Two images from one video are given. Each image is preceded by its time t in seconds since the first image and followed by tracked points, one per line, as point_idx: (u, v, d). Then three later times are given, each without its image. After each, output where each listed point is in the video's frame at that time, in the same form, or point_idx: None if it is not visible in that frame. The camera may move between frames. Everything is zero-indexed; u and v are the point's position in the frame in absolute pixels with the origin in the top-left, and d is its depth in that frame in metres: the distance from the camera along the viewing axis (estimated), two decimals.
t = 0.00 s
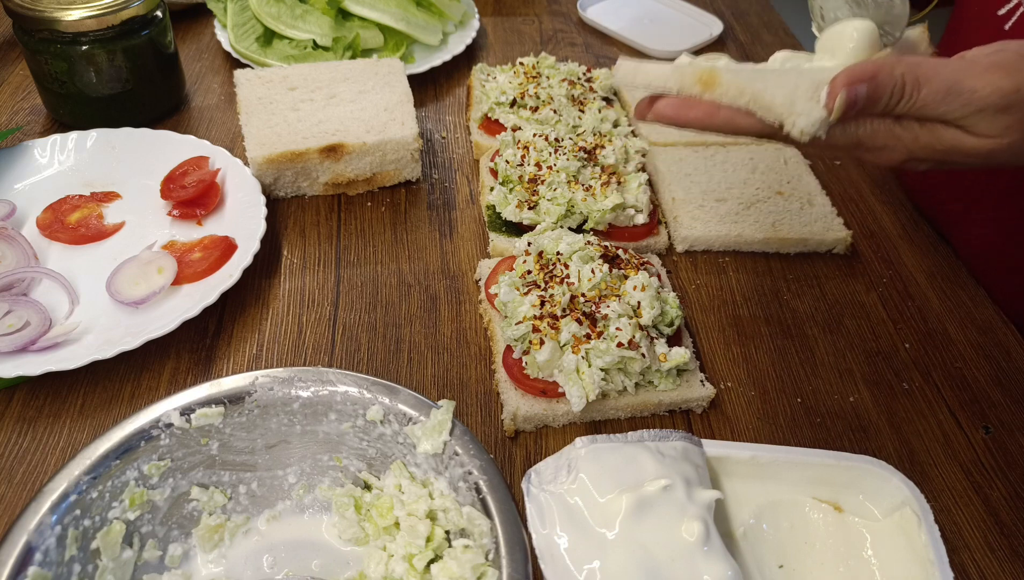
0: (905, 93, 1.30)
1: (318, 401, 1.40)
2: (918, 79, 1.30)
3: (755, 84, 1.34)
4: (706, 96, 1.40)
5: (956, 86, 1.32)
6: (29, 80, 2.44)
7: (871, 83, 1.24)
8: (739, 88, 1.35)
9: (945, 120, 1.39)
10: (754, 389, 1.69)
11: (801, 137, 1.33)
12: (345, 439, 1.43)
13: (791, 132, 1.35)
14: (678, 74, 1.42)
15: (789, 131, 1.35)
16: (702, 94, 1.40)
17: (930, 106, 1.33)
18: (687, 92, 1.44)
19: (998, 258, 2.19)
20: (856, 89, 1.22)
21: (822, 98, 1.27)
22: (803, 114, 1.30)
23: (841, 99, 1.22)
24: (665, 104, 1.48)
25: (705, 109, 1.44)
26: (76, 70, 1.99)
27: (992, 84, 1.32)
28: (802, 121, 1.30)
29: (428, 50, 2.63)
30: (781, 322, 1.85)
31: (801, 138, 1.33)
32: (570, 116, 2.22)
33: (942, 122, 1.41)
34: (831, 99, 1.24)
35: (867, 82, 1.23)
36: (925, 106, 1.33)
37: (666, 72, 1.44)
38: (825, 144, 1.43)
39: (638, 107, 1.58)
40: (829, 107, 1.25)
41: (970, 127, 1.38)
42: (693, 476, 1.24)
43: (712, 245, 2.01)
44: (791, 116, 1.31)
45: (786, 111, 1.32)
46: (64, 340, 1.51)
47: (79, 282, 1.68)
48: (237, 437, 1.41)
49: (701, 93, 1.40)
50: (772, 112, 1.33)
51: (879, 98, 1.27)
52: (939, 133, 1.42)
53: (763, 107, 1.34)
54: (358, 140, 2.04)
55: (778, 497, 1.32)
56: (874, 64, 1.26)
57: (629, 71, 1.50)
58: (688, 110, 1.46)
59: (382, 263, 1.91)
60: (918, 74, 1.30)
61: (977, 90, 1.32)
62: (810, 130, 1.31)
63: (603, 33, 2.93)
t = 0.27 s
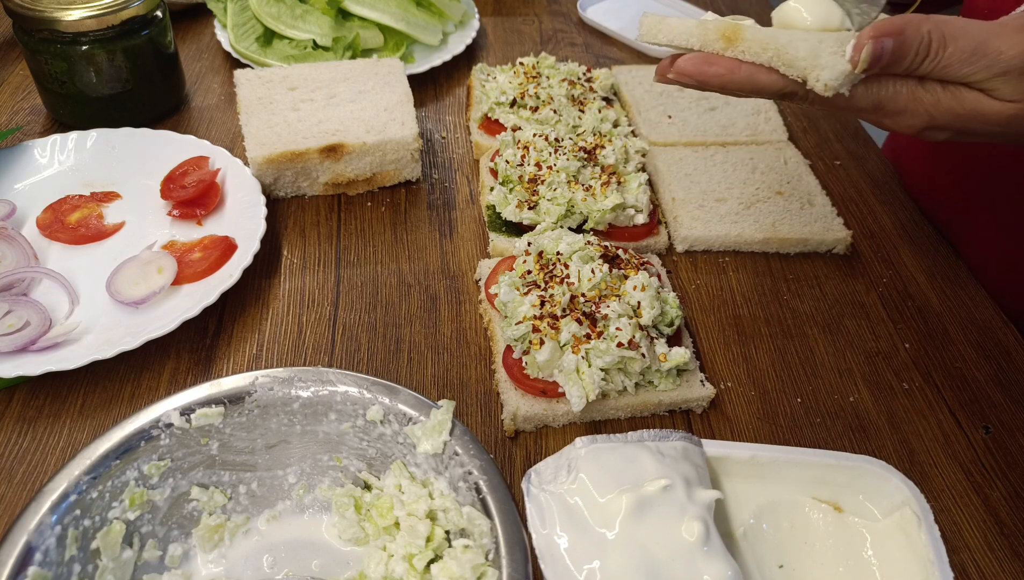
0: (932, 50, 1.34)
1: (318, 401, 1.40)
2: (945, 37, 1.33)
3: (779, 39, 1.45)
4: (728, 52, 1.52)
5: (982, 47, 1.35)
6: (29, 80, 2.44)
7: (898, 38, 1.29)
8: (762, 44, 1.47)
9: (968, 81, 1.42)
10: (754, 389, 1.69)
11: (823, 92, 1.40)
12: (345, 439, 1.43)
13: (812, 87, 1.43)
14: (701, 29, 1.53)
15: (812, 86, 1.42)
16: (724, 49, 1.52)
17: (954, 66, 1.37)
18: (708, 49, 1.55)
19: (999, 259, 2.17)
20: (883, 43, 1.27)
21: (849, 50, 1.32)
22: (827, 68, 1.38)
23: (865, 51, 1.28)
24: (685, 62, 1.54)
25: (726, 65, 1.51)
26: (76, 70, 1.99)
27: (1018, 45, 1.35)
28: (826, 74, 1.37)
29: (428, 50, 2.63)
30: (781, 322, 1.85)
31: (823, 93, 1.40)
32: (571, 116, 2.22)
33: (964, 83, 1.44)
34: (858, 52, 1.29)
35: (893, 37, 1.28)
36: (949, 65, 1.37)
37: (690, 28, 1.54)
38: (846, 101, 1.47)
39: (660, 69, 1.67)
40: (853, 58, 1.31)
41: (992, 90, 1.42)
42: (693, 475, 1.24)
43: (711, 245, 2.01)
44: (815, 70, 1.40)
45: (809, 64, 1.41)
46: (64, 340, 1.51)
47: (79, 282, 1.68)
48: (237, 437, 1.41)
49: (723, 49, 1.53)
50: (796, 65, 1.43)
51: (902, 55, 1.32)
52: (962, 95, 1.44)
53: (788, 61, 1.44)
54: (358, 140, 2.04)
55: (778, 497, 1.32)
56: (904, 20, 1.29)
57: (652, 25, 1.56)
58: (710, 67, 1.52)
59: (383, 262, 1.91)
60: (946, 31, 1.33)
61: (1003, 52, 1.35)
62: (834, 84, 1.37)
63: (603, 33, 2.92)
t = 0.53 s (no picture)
0: (946, 63, 1.36)
1: (318, 401, 1.40)
2: (960, 50, 1.35)
3: (794, 49, 1.42)
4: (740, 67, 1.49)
5: (997, 60, 1.37)
6: (29, 80, 2.44)
7: (913, 50, 1.30)
8: (776, 56, 1.44)
9: (983, 95, 1.44)
10: (754, 389, 1.69)
11: (843, 103, 1.36)
12: (345, 439, 1.43)
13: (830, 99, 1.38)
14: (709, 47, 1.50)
15: (831, 98, 1.38)
16: (736, 65, 1.49)
17: (969, 79, 1.39)
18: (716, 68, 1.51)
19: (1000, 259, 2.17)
20: (899, 55, 1.28)
21: (865, 63, 1.33)
22: (847, 79, 1.34)
23: (883, 63, 1.29)
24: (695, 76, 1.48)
25: (740, 78, 1.45)
26: (76, 70, 1.99)
27: None
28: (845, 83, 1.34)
29: (428, 50, 2.63)
30: (781, 322, 1.85)
31: (842, 105, 1.36)
32: (571, 116, 2.22)
33: (978, 99, 1.46)
34: (874, 64, 1.30)
35: (909, 48, 1.29)
36: (965, 78, 1.39)
37: (696, 49, 1.52)
38: (864, 118, 1.49)
39: (659, 93, 1.65)
40: (870, 72, 1.32)
41: (1006, 103, 1.44)
42: (693, 475, 1.24)
43: (711, 245, 2.01)
44: (835, 80, 1.36)
45: (828, 74, 1.37)
46: (64, 340, 1.51)
47: (79, 282, 1.68)
48: (237, 437, 1.41)
49: (735, 64, 1.49)
50: (814, 77, 1.40)
51: (918, 67, 1.33)
52: (976, 109, 1.46)
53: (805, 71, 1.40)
54: (358, 140, 2.04)
55: (778, 497, 1.32)
56: (919, 32, 1.31)
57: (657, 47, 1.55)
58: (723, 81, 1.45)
59: (382, 263, 1.91)
60: (960, 44, 1.35)
61: (1016, 64, 1.38)
62: (855, 96, 1.34)
63: (602, 33, 2.93)
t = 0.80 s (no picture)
0: (953, 75, 1.34)
1: (318, 401, 1.40)
2: (967, 62, 1.34)
3: (806, 59, 1.37)
4: (750, 74, 1.43)
5: (1004, 72, 1.36)
6: (29, 80, 2.44)
7: (922, 63, 1.28)
8: (788, 65, 1.39)
9: (988, 106, 1.43)
10: (754, 389, 1.69)
11: (854, 115, 1.35)
12: (345, 439, 1.43)
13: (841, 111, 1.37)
14: (719, 52, 1.42)
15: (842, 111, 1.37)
16: (745, 72, 1.43)
17: (976, 91, 1.38)
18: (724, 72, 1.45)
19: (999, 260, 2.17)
20: (910, 68, 1.26)
21: (875, 77, 1.30)
22: (860, 92, 1.32)
23: (898, 75, 1.26)
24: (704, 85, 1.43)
25: (751, 88, 1.42)
26: (76, 70, 1.99)
27: None
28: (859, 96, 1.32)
29: (428, 50, 2.63)
30: (781, 322, 1.85)
31: (853, 117, 1.36)
32: (570, 116, 2.22)
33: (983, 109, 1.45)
34: (886, 77, 1.27)
35: (919, 60, 1.28)
36: (972, 89, 1.38)
37: (704, 51, 1.43)
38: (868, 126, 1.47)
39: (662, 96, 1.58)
40: (882, 85, 1.29)
41: (1014, 112, 1.44)
42: (693, 475, 1.24)
43: (711, 245, 2.01)
44: (847, 93, 1.33)
45: (841, 87, 1.34)
46: (64, 340, 1.51)
47: (79, 282, 1.68)
48: (237, 437, 1.41)
49: (745, 71, 1.43)
50: (826, 90, 1.37)
51: (929, 78, 1.32)
52: (984, 120, 1.46)
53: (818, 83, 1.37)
54: (358, 140, 2.04)
55: (778, 497, 1.32)
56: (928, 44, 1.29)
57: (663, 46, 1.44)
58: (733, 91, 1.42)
59: (382, 263, 1.91)
60: (967, 56, 1.34)
61: None
62: (867, 109, 1.32)
63: (602, 33, 2.93)
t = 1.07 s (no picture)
0: (928, 91, 1.38)
1: (318, 401, 1.40)
2: (940, 78, 1.37)
3: (779, 86, 1.43)
4: (727, 102, 1.46)
5: (975, 87, 1.38)
6: (29, 80, 2.44)
7: (896, 79, 1.33)
8: (765, 92, 1.43)
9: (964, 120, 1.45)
10: (754, 390, 1.68)
11: (834, 134, 1.40)
12: (345, 439, 1.43)
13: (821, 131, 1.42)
14: (697, 83, 1.49)
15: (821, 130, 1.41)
16: (723, 100, 1.46)
17: (949, 105, 1.40)
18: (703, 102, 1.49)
19: (999, 260, 2.17)
20: (884, 83, 1.31)
21: (851, 94, 1.37)
22: (836, 109, 1.38)
23: (869, 92, 1.31)
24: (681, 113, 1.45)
25: (727, 114, 1.44)
26: (76, 70, 1.99)
27: (1008, 83, 1.38)
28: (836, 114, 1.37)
29: (428, 50, 2.63)
30: (781, 322, 1.85)
31: (833, 135, 1.40)
32: (570, 116, 2.22)
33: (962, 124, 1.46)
34: (860, 94, 1.33)
35: (891, 77, 1.32)
36: (946, 104, 1.40)
37: (682, 84, 1.51)
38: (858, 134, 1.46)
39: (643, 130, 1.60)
40: (858, 102, 1.34)
41: (987, 128, 1.43)
42: (693, 476, 1.24)
43: (711, 245, 2.01)
44: (824, 112, 1.39)
45: (816, 107, 1.40)
46: (64, 340, 1.51)
47: (79, 282, 1.68)
48: (237, 437, 1.41)
49: (723, 101, 1.47)
50: (802, 111, 1.41)
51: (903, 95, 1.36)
52: (958, 135, 1.46)
53: (793, 105, 1.41)
54: (358, 140, 2.04)
55: (778, 497, 1.32)
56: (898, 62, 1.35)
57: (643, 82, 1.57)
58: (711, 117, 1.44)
59: (382, 263, 1.91)
60: (939, 71, 1.37)
61: (994, 90, 1.39)
62: (845, 126, 1.38)
63: (603, 33, 2.93)
